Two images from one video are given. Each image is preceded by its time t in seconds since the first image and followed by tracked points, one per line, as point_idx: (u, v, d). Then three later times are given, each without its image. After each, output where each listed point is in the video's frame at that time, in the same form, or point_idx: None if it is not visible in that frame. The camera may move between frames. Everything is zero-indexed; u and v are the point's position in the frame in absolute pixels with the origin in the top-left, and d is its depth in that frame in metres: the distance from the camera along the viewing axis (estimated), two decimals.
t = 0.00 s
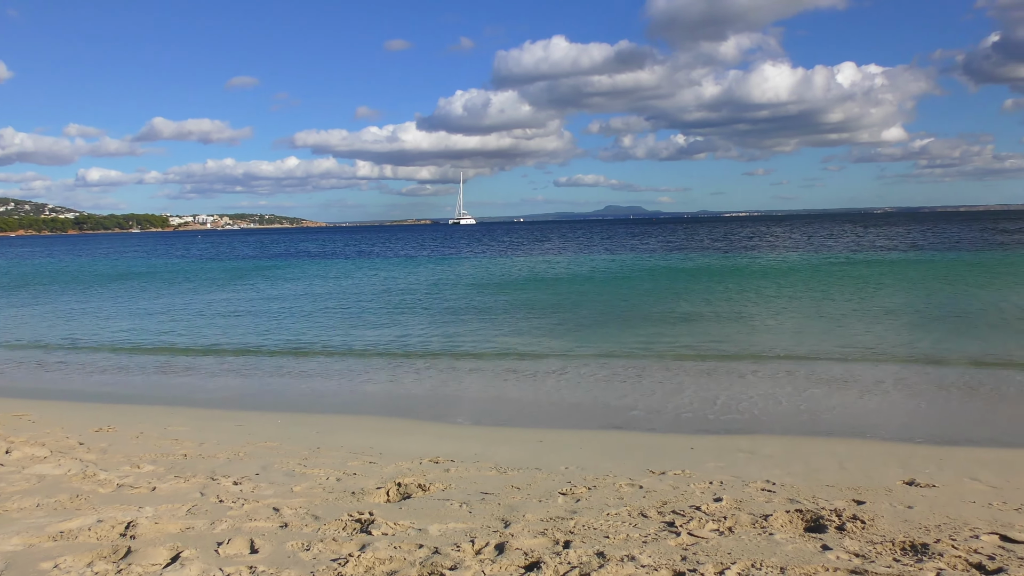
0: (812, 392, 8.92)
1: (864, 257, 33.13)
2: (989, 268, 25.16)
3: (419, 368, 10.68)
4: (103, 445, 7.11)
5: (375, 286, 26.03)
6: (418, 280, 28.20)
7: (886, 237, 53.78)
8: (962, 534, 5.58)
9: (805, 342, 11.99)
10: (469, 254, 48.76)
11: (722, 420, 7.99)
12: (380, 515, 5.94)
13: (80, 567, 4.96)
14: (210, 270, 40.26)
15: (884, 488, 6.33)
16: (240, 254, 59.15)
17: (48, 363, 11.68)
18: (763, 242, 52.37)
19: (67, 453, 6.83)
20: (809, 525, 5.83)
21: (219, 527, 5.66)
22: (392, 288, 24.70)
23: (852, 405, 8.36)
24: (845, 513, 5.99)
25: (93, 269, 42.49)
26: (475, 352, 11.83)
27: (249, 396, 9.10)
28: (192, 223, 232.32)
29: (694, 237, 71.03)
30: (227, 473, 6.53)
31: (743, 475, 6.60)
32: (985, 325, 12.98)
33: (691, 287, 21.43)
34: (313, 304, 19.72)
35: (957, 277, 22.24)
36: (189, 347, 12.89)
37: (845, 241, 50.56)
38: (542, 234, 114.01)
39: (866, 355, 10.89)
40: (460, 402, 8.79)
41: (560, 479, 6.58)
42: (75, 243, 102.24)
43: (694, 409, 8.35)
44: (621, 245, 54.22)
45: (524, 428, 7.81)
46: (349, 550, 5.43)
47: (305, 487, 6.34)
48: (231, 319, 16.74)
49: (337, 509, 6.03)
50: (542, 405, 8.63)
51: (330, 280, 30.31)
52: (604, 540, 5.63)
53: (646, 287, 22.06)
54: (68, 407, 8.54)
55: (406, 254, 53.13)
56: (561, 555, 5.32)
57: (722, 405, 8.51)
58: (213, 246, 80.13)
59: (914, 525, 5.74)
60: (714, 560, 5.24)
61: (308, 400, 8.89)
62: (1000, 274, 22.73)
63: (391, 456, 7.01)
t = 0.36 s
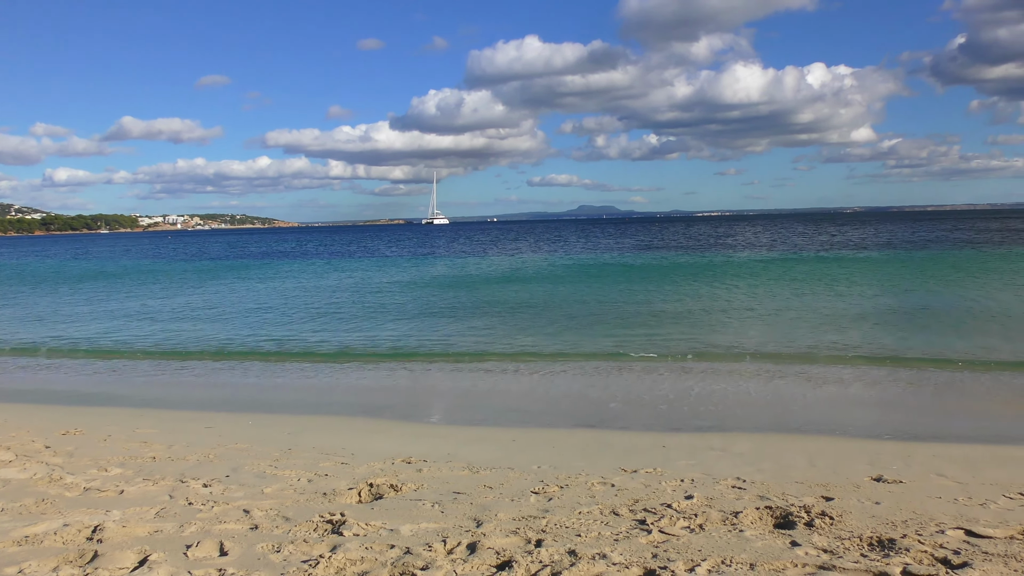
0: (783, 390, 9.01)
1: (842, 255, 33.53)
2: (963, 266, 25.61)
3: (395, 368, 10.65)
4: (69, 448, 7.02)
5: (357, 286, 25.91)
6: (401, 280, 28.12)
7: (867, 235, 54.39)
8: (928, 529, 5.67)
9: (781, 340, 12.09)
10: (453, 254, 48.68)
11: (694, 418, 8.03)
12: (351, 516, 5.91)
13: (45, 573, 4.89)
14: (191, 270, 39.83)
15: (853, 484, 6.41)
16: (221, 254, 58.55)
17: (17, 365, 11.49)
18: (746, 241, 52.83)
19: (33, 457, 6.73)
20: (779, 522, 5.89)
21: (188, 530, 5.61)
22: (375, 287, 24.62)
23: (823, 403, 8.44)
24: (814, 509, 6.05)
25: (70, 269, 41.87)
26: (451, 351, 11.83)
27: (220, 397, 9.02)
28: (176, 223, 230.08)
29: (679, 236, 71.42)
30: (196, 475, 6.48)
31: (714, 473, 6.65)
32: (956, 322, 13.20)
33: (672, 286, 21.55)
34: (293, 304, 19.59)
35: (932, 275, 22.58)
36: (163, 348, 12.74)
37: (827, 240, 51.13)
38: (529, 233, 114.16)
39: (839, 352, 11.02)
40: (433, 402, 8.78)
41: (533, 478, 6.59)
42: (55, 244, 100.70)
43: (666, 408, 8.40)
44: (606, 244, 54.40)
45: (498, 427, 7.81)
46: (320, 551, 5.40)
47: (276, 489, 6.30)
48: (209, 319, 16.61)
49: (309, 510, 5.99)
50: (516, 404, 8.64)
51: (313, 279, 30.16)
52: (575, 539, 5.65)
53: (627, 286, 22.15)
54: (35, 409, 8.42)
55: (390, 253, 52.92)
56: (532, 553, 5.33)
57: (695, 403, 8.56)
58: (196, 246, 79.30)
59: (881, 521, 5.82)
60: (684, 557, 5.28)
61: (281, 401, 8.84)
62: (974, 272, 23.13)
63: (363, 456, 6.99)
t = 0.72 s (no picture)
0: (756, 388, 9.08)
1: (823, 254, 33.85)
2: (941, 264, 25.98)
3: (372, 369, 10.61)
4: (36, 452, 6.92)
5: (341, 286, 25.80)
6: (385, 280, 28.02)
7: (849, 235, 54.95)
8: (895, 525, 5.74)
9: (758, 339, 12.18)
10: (439, 254, 48.60)
11: (668, 417, 8.07)
12: (322, 518, 5.88)
13: None
14: (173, 270, 39.43)
15: (822, 481, 6.47)
16: (204, 254, 57.99)
17: None
18: (731, 241, 53.24)
19: None
20: (749, 520, 5.93)
21: (157, 534, 5.55)
22: (358, 287, 24.52)
23: (796, 401, 8.52)
24: (784, 507, 6.11)
25: (50, 270, 41.32)
26: (430, 352, 11.82)
27: (192, 400, 8.94)
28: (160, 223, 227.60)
29: (665, 236, 71.78)
30: (166, 478, 6.42)
31: (686, 472, 6.68)
32: (931, 320, 13.39)
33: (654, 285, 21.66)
34: (273, 305, 19.46)
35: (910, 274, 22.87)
36: (139, 349, 12.61)
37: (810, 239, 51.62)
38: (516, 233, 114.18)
39: (815, 350, 11.13)
40: (409, 402, 8.76)
41: (506, 478, 6.60)
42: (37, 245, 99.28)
43: (640, 408, 8.42)
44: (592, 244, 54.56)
45: (472, 427, 7.80)
46: (291, 554, 5.37)
47: (247, 492, 6.25)
48: (188, 320, 16.46)
49: (280, 513, 5.96)
50: (491, 404, 8.64)
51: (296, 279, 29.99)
52: (548, 538, 5.66)
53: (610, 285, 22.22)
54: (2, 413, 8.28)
55: (374, 253, 52.71)
56: (505, 554, 5.34)
57: (668, 403, 8.60)
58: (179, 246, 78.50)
59: (850, 518, 5.89)
60: (655, 556, 5.30)
61: (253, 403, 8.77)
62: (951, 271, 23.46)
63: (335, 458, 6.96)
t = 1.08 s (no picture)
0: (730, 389, 9.15)
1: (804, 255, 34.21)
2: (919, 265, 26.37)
3: (348, 372, 10.59)
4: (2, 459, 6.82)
5: (325, 287, 25.71)
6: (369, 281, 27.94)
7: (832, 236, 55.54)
8: (864, 523, 5.82)
9: (735, 339, 12.28)
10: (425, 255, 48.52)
11: (642, 418, 8.11)
12: (294, 523, 5.86)
13: None
14: (154, 272, 39.01)
15: (793, 481, 6.53)
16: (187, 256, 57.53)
17: None
18: (715, 241, 53.66)
19: None
20: (721, 520, 5.98)
21: (126, 540, 5.47)
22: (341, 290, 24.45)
23: (768, 402, 8.60)
24: (755, 507, 6.16)
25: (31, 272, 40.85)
26: (407, 354, 11.81)
27: (164, 404, 8.86)
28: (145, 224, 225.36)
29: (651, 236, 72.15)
30: (136, 484, 6.36)
31: (659, 473, 6.71)
32: (903, 320, 13.61)
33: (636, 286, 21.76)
34: (254, 307, 19.35)
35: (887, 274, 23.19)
36: (114, 353, 12.47)
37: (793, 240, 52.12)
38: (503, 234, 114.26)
39: (788, 350, 11.25)
40: (382, 404, 8.75)
41: (479, 481, 6.60)
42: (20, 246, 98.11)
43: (615, 409, 8.45)
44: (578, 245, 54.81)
45: (446, 430, 7.79)
46: (262, 559, 5.32)
47: (217, 497, 6.21)
48: (166, 323, 16.30)
49: (251, 518, 5.92)
50: (466, 406, 8.64)
51: (279, 281, 29.84)
52: (520, 541, 5.67)
53: (592, 286, 22.32)
54: None
55: (359, 255, 52.52)
56: (477, 556, 5.35)
57: (643, 404, 8.64)
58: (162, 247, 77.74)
59: (820, 517, 5.95)
60: (627, 557, 5.33)
61: (226, 407, 8.70)
62: (927, 271, 23.84)
63: (308, 462, 6.92)
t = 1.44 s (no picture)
0: (704, 392, 9.22)
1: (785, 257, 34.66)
2: (895, 267, 26.84)
3: (325, 377, 10.55)
4: None
5: (309, 290, 25.57)
6: (353, 284, 27.84)
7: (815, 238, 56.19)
8: (834, 524, 5.88)
9: (712, 340, 12.39)
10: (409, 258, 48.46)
11: (617, 421, 8.14)
12: (266, 529, 5.82)
13: None
14: (136, 275, 38.62)
15: (764, 482, 6.58)
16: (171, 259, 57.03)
17: None
18: (700, 243, 54.02)
19: None
20: (693, 522, 6.01)
21: (95, 548, 5.40)
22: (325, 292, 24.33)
23: (741, 404, 8.67)
24: (727, 509, 6.20)
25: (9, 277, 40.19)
26: (385, 357, 11.78)
27: (136, 409, 8.78)
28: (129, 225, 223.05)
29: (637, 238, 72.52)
30: (105, 491, 6.30)
31: (632, 476, 6.73)
32: (878, 321, 13.83)
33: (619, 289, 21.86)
34: (234, 311, 19.20)
35: (865, 275, 23.56)
36: (89, 357, 12.32)
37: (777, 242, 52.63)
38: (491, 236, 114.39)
39: (766, 351, 11.36)
40: (357, 409, 8.73)
41: (453, 485, 6.60)
42: None
43: (590, 412, 8.48)
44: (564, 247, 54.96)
45: (420, 434, 7.78)
46: (233, 566, 5.28)
47: (188, 504, 6.16)
48: (145, 327, 16.13)
49: (222, 524, 5.88)
50: (440, 410, 8.65)
51: (263, 284, 29.64)
52: (493, 545, 5.68)
53: (575, 289, 22.40)
54: None
55: (345, 258, 52.39)
56: (450, 561, 5.34)
57: (617, 407, 8.67)
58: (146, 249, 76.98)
59: (790, 518, 6.00)
60: (599, 561, 5.35)
61: (199, 412, 8.64)
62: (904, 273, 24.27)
63: (281, 467, 6.89)
